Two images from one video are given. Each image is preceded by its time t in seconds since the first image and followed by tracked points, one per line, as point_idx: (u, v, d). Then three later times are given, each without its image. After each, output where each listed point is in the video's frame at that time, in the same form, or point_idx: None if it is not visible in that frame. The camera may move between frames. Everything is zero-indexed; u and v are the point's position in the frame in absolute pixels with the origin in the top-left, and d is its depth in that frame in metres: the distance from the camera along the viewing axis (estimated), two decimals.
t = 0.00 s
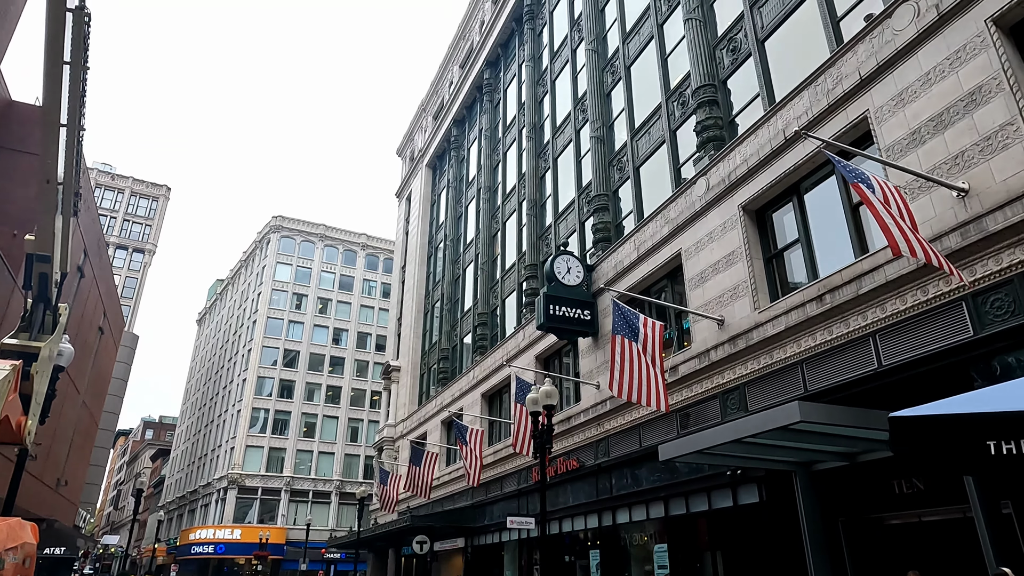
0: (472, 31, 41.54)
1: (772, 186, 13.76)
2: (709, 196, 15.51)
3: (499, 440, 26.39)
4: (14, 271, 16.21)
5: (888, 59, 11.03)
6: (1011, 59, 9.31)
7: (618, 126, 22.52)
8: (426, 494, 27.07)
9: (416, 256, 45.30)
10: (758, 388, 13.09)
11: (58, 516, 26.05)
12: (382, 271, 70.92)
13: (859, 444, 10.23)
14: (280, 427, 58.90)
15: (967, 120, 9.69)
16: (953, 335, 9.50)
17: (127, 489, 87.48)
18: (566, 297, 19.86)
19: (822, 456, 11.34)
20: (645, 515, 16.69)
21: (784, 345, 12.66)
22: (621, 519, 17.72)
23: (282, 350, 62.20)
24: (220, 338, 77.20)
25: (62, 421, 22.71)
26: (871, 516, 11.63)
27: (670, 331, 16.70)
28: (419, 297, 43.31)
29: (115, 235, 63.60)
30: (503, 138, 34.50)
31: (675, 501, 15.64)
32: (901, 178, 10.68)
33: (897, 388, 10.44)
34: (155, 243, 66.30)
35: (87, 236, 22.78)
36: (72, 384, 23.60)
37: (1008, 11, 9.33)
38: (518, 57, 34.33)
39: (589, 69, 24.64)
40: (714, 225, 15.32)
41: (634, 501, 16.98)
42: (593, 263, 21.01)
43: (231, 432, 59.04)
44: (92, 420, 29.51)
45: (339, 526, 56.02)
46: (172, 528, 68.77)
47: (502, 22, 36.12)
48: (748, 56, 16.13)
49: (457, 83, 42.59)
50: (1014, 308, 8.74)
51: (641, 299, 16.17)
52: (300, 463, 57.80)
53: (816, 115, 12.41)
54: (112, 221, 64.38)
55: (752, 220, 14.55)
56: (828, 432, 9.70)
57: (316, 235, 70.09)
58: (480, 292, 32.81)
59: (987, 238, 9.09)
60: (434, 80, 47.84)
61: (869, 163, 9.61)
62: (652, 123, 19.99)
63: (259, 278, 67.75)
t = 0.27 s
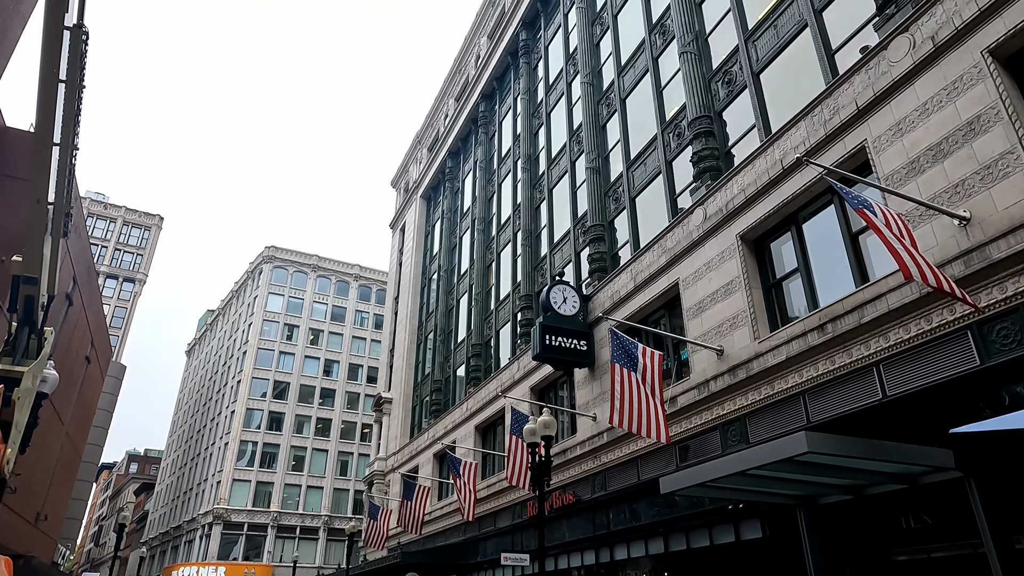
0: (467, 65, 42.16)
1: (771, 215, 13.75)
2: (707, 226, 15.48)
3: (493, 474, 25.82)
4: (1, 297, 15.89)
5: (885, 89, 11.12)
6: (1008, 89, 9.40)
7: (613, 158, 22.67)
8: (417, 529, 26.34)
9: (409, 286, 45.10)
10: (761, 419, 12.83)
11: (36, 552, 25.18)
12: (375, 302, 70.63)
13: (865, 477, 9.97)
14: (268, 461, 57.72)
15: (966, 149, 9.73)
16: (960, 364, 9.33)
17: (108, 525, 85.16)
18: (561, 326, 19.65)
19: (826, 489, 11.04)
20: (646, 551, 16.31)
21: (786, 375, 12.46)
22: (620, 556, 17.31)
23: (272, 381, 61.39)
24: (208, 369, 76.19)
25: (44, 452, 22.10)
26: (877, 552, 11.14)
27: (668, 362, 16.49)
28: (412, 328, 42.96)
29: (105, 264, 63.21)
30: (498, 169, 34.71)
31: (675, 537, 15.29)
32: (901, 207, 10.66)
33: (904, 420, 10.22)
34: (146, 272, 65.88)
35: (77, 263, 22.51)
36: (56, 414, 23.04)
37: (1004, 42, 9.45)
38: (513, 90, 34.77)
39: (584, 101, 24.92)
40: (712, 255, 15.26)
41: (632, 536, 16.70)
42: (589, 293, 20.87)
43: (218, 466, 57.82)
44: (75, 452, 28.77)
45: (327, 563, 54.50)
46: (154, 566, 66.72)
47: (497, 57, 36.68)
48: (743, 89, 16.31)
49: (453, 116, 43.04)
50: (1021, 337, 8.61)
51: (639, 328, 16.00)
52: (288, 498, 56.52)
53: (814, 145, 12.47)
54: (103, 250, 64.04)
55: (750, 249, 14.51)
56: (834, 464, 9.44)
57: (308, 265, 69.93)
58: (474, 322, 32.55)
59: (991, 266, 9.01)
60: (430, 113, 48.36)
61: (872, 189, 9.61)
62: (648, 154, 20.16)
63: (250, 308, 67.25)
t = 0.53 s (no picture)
0: (462, 94, 42.55)
1: (768, 241, 13.68)
2: (703, 252, 15.41)
3: (485, 505, 25.24)
4: None
5: (882, 116, 11.17)
6: (1006, 116, 9.43)
7: (607, 185, 22.71)
8: (406, 562, 25.66)
9: (400, 313, 44.78)
10: (760, 449, 12.57)
11: None
12: (366, 329, 70.13)
13: (869, 508, 9.73)
14: (254, 491, 56.49)
15: (966, 175, 9.71)
16: (965, 392, 9.16)
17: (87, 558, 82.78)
18: (556, 353, 19.39)
19: (829, 521, 10.75)
20: None
21: (785, 404, 12.24)
22: None
23: (260, 408, 60.45)
24: (195, 396, 75.03)
25: (23, 480, 21.45)
26: None
27: (665, 390, 16.26)
28: (403, 355, 42.52)
29: (93, 288, 62.58)
30: (491, 196, 34.77)
31: (673, 571, 15.05)
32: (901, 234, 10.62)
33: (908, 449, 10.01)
34: (134, 297, 65.23)
35: (64, 286, 22.18)
36: (36, 440, 22.45)
37: (1001, 70, 9.51)
38: (507, 119, 35.04)
39: (578, 129, 25.06)
40: (708, 281, 15.15)
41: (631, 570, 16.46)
42: (583, 320, 20.68)
43: (202, 496, 56.55)
44: (54, 480, 28.00)
45: None
46: None
47: (491, 86, 37.03)
48: (738, 116, 16.41)
49: (446, 144, 43.27)
50: None
51: (635, 354, 15.80)
52: (273, 529, 55.22)
53: (811, 172, 12.47)
54: (91, 274, 63.45)
55: (747, 276, 14.41)
56: (838, 494, 9.23)
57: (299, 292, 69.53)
58: (466, 350, 32.21)
59: (995, 293, 8.91)
60: (424, 141, 48.63)
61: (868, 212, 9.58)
62: (643, 181, 20.20)
63: (239, 334, 66.55)
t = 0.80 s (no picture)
0: (457, 119, 42.82)
1: (768, 264, 13.61)
2: (701, 275, 15.31)
3: (477, 533, 24.69)
4: None
5: (881, 139, 11.20)
6: (1006, 139, 9.46)
7: (603, 208, 22.70)
8: None
9: (393, 337, 44.38)
10: (761, 475, 12.31)
11: None
12: (357, 353, 69.54)
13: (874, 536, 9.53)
14: (240, 518, 55.26)
15: (968, 198, 9.70)
16: (972, 417, 9.00)
17: None
18: (552, 377, 19.13)
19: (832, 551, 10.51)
20: None
21: (787, 429, 12.02)
22: None
23: (248, 433, 59.48)
24: (182, 421, 73.79)
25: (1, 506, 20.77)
26: None
27: (662, 414, 16.04)
28: (395, 379, 42.03)
29: (81, 310, 61.86)
30: (486, 220, 34.73)
31: None
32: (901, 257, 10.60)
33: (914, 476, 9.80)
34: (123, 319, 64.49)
35: (51, 306, 21.78)
36: (17, 464, 21.83)
37: (1000, 93, 9.57)
38: (503, 143, 35.19)
39: (574, 154, 25.13)
40: (707, 304, 15.02)
41: None
42: (579, 344, 20.47)
43: (187, 523, 55.27)
44: (35, 506, 27.22)
45: None
46: None
47: (487, 111, 37.26)
48: (735, 140, 16.48)
49: (441, 168, 43.39)
50: None
51: (633, 378, 15.58)
52: (259, 558, 53.93)
53: (810, 195, 12.45)
54: (80, 296, 62.76)
55: (745, 299, 14.29)
56: (843, 522, 9.04)
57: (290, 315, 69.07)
58: (459, 374, 31.83)
59: (1000, 315, 8.81)
60: (418, 165, 48.77)
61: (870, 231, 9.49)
62: (639, 205, 20.20)
63: (229, 358, 65.79)
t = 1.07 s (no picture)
0: (453, 136, 42.89)
1: (768, 280, 13.48)
2: (700, 290, 15.17)
3: (471, 554, 24.20)
4: None
5: (882, 154, 11.15)
6: (1010, 152, 9.41)
7: (600, 224, 22.61)
8: None
9: (386, 354, 43.99)
10: (763, 493, 12.05)
11: None
12: (350, 371, 68.95)
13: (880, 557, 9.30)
14: (228, 538, 54.28)
15: (972, 212, 9.62)
16: (980, 434, 8.82)
17: None
18: (548, 395, 18.86)
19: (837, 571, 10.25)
20: None
21: (789, 446, 11.79)
22: None
23: (238, 452, 58.62)
24: (171, 438, 72.74)
25: None
26: None
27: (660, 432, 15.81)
28: (388, 397, 41.55)
29: (71, 326, 61.18)
30: (481, 236, 34.61)
31: None
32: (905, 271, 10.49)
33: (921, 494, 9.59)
34: (113, 335, 63.80)
35: (39, 319, 21.41)
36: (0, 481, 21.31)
37: (1003, 107, 9.55)
38: (499, 160, 35.21)
39: (571, 170, 25.10)
40: (706, 320, 14.86)
41: None
42: (576, 360, 20.23)
43: (174, 543, 54.19)
44: (17, 525, 26.56)
45: None
46: None
47: (483, 128, 37.33)
48: (734, 156, 16.45)
49: (437, 185, 43.35)
50: None
51: (632, 394, 15.34)
52: None
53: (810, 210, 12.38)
54: (70, 311, 62.11)
55: (745, 315, 14.14)
56: (848, 543, 8.83)
57: (283, 332, 68.54)
58: (453, 391, 31.47)
59: (1008, 330, 8.67)
60: (414, 182, 48.75)
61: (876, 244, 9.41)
62: (636, 221, 20.11)
63: (219, 375, 65.07)
